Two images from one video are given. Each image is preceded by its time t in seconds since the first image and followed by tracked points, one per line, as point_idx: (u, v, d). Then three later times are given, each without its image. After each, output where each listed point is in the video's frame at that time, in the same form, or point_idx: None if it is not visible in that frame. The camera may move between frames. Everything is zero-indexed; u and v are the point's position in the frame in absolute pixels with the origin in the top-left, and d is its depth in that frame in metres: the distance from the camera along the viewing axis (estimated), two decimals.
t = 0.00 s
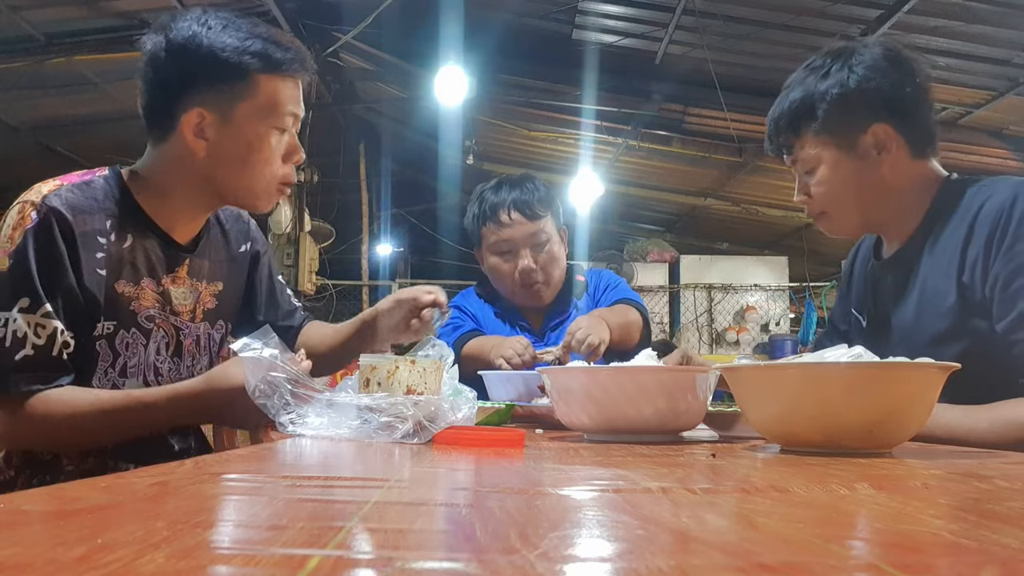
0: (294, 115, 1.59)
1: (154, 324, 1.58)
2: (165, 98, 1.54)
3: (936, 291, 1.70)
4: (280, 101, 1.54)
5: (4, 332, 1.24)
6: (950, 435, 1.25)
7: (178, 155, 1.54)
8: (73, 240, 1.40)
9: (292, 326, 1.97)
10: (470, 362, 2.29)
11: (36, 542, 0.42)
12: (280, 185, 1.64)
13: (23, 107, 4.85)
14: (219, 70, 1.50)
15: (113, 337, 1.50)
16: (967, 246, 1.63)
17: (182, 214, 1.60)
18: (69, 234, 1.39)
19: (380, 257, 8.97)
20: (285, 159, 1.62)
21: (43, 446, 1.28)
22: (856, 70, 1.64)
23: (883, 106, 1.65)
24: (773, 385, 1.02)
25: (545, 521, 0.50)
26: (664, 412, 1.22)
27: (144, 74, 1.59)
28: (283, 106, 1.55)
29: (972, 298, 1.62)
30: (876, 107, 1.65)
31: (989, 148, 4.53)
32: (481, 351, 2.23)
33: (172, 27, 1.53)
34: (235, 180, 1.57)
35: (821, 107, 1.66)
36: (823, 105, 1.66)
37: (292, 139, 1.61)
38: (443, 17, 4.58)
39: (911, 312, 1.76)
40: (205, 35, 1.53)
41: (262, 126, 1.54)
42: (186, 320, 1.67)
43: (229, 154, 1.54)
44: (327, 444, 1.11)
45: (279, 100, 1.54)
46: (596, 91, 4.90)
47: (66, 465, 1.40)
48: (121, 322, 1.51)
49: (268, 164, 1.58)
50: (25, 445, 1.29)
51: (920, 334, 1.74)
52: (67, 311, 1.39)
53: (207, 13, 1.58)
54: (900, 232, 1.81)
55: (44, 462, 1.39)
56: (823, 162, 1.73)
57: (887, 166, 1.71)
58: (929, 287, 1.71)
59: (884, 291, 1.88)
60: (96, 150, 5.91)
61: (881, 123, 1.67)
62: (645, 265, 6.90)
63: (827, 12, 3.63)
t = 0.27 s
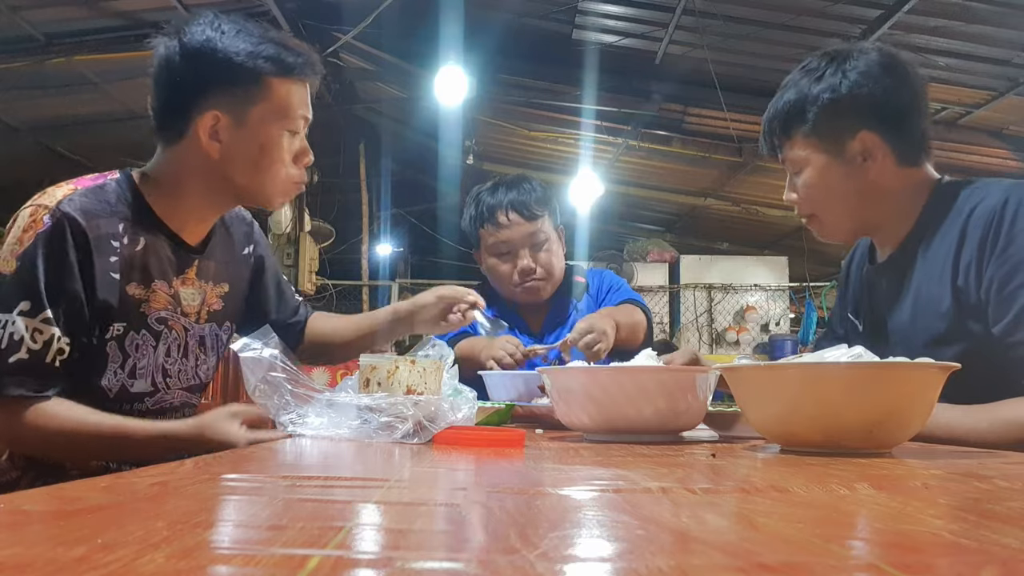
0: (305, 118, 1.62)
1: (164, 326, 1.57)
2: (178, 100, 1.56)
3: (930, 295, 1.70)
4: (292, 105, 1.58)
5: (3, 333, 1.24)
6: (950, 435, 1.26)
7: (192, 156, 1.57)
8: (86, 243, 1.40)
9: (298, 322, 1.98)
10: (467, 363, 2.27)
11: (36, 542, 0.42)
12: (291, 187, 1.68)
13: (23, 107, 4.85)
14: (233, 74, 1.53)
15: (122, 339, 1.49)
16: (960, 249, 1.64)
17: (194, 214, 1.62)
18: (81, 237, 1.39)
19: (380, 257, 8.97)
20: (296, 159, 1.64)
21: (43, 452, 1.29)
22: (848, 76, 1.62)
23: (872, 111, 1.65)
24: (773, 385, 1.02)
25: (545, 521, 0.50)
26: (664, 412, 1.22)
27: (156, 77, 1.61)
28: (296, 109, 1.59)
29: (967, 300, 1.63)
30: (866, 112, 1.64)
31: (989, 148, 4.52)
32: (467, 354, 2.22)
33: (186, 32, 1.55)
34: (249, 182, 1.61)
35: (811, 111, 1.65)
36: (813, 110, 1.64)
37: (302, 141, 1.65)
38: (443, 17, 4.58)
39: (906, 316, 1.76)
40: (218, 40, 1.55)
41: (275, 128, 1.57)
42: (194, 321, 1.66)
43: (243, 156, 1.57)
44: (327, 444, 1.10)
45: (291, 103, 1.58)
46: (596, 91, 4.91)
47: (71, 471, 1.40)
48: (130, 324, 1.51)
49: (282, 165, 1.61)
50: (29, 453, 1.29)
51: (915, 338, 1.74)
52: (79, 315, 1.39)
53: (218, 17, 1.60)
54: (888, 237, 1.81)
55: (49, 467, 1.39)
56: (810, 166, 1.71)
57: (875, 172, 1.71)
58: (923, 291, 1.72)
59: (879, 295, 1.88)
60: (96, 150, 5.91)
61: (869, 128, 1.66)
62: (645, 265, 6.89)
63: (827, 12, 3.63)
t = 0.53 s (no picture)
0: (321, 125, 1.67)
1: (173, 329, 1.58)
2: (197, 105, 1.58)
3: (921, 297, 1.69)
4: (308, 112, 1.61)
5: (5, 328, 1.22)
6: (951, 434, 1.25)
7: (209, 161, 1.59)
8: (101, 245, 1.41)
9: (309, 324, 1.99)
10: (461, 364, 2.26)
11: (35, 542, 0.42)
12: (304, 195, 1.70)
13: (23, 107, 4.85)
14: (252, 81, 1.57)
15: (130, 340, 1.50)
16: (951, 251, 1.62)
17: (209, 219, 1.63)
18: (96, 239, 1.40)
19: (380, 257, 8.97)
20: (311, 167, 1.67)
21: (44, 456, 1.27)
22: (839, 84, 1.65)
23: (862, 121, 1.65)
24: (772, 386, 1.03)
25: (545, 521, 0.50)
26: (664, 413, 1.22)
27: (173, 84, 1.63)
28: (314, 116, 1.63)
29: (958, 302, 1.61)
30: (853, 121, 1.65)
31: (989, 148, 4.52)
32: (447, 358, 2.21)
33: (206, 40, 1.58)
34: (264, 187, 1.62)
35: (799, 114, 1.69)
36: (801, 112, 1.69)
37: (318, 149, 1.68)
38: (443, 17, 4.58)
39: (899, 318, 1.75)
40: (240, 48, 1.59)
41: (292, 135, 1.60)
42: (202, 324, 1.66)
43: (261, 162, 1.59)
44: (327, 444, 1.10)
45: (308, 111, 1.61)
46: (596, 91, 4.90)
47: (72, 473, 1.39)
48: (139, 326, 1.51)
49: (297, 172, 1.64)
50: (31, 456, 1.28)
51: (909, 340, 1.73)
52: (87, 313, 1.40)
53: (237, 25, 1.63)
54: (873, 241, 1.83)
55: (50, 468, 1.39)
56: (793, 165, 1.77)
57: (858, 177, 1.73)
58: (914, 293, 1.71)
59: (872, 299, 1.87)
60: (96, 150, 5.91)
61: (854, 138, 1.68)
62: (645, 265, 6.88)
63: (827, 12, 3.62)
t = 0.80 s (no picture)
0: (335, 133, 1.68)
1: (184, 330, 1.59)
2: (214, 109, 1.59)
3: (913, 301, 1.68)
4: (324, 120, 1.63)
5: (17, 328, 1.23)
6: (949, 433, 1.26)
7: (224, 165, 1.59)
8: (117, 245, 1.42)
9: (319, 325, 1.99)
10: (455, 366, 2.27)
11: (34, 542, 0.42)
12: (316, 200, 1.72)
13: (23, 107, 4.85)
14: (270, 88, 1.57)
15: (141, 340, 1.52)
16: (940, 255, 1.62)
17: (222, 223, 1.65)
18: (112, 240, 1.42)
19: (380, 257, 8.97)
20: (325, 173, 1.69)
21: (49, 456, 1.26)
22: (834, 85, 1.63)
23: (857, 124, 1.64)
24: (772, 386, 1.03)
25: (545, 521, 0.50)
26: (664, 412, 1.22)
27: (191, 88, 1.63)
28: (330, 124, 1.65)
29: (950, 305, 1.60)
30: (848, 123, 1.64)
31: (989, 148, 4.52)
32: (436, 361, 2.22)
33: (226, 45, 1.58)
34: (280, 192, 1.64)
35: (794, 114, 1.68)
36: (796, 112, 1.67)
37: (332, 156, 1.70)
38: (443, 17, 4.59)
39: (891, 321, 1.74)
40: (260, 54, 1.59)
41: (308, 141, 1.62)
42: (212, 326, 1.66)
43: (276, 167, 1.61)
44: (327, 444, 1.10)
45: (324, 119, 1.63)
46: (596, 91, 4.91)
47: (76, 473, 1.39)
48: (151, 326, 1.53)
49: (311, 179, 1.66)
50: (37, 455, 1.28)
51: (903, 344, 1.72)
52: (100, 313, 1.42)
53: (254, 30, 1.64)
54: (863, 242, 1.83)
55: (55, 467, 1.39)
56: (786, 164, 1.76)
57: (850, 180, 1.72)
58: (905, 297, 1.70)
59: (864, 304, 1.86)
60: (97, 150, 5.91)
61: (847, 139, 1.67)
62: (645, 265, 6.88)
63: (827, 12, 3.62)
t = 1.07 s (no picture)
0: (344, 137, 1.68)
1: (189, 332, 1.60)
2: (227, 111, 1.59)
3: (897, 309, 1.67)
4: (334, 125, 1.63)
5: (23, 328, 1.23)
6: (948, 431, 1.26)
7: (235, 167, 1.60)
8: (125, 247, 1.44)
9: (325, 325, 1.97)
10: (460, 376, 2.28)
11: (33, 542, 0.42)
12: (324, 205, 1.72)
13: (23, 107, 4.85)
14: (282, 92, 1.58)
15: (145, 342, 1.52)
16: (919, 262, 1.60)
17: (230, 224, 1.65)
18: (120, 242, 1.43)
19: (380, 257, 8.98)
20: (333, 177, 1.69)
21: (51, 457, 1.26)
22: (811, 98, 1.69)
23: (832, 135, 1.68)
24: (773, 385, 1.02)
25: (545, 521, 0.50)
26: (664, 412, 1.22)
27: (205, 90, 1.63)
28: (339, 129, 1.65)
29: (934, 311, 1.58)
30: (824, 134, 1.68)
31: (989, 148, 4.52)
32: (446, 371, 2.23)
33: (240, 48, 1.58)
34: (288, 195, 1.64)
35: (773, 125, 1.74)
36: (774, 124, 1.74)
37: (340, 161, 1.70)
38: (443, 17, 4.59)
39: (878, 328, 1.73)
40: (272, 59, 1.59)
41: (317, 146, 1.62)
42: (215, 328, 1.67)
43: (287, 171, 1.61)
44: (327, 444, 1.10)
45: (334, 124, 1.63)
46: (596, 91, 4.91)
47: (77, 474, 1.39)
48: (156, 328, 1.54)
49: (319, 183, 1.66)
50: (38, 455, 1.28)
51: (892, 351, 1.71)
52: (106, 314, 1.43)
53: (268, 34, 1.64)
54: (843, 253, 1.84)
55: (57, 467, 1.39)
56: (766, 176, 1.81)
57: (826, 190, 1.74)
58: (890, 305, 1.68)
59: (851, 311, 1.85)
60: (97, 150, 5.91)
61: (824, 151, 1.70)
62: (645, 265, 6.88)
63: (827, 12, 3.62)
